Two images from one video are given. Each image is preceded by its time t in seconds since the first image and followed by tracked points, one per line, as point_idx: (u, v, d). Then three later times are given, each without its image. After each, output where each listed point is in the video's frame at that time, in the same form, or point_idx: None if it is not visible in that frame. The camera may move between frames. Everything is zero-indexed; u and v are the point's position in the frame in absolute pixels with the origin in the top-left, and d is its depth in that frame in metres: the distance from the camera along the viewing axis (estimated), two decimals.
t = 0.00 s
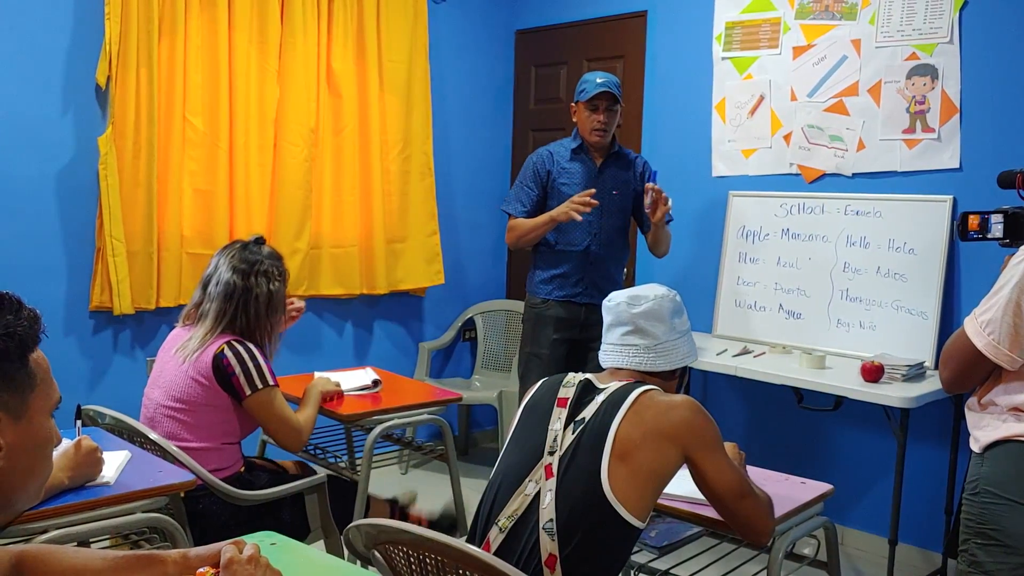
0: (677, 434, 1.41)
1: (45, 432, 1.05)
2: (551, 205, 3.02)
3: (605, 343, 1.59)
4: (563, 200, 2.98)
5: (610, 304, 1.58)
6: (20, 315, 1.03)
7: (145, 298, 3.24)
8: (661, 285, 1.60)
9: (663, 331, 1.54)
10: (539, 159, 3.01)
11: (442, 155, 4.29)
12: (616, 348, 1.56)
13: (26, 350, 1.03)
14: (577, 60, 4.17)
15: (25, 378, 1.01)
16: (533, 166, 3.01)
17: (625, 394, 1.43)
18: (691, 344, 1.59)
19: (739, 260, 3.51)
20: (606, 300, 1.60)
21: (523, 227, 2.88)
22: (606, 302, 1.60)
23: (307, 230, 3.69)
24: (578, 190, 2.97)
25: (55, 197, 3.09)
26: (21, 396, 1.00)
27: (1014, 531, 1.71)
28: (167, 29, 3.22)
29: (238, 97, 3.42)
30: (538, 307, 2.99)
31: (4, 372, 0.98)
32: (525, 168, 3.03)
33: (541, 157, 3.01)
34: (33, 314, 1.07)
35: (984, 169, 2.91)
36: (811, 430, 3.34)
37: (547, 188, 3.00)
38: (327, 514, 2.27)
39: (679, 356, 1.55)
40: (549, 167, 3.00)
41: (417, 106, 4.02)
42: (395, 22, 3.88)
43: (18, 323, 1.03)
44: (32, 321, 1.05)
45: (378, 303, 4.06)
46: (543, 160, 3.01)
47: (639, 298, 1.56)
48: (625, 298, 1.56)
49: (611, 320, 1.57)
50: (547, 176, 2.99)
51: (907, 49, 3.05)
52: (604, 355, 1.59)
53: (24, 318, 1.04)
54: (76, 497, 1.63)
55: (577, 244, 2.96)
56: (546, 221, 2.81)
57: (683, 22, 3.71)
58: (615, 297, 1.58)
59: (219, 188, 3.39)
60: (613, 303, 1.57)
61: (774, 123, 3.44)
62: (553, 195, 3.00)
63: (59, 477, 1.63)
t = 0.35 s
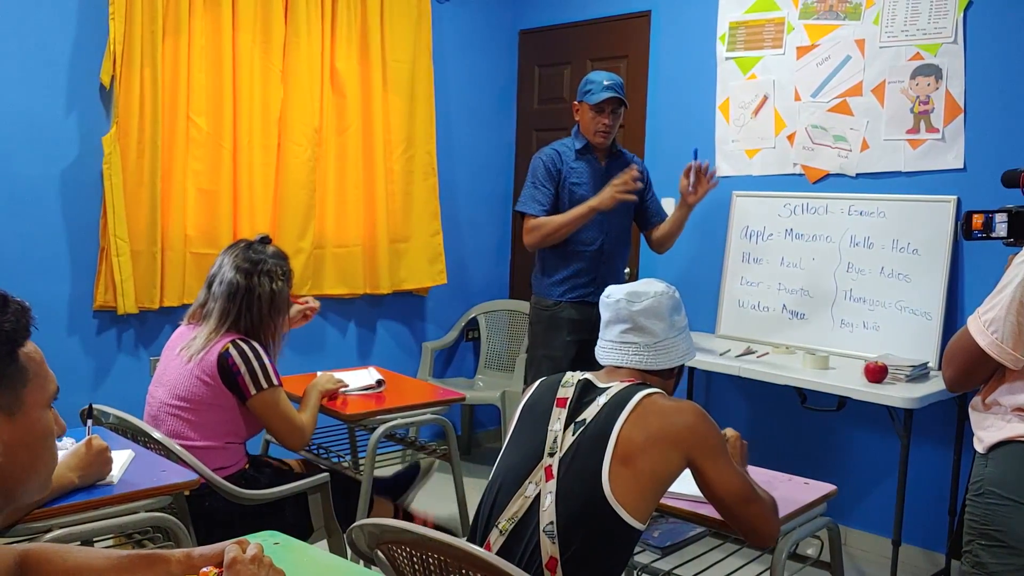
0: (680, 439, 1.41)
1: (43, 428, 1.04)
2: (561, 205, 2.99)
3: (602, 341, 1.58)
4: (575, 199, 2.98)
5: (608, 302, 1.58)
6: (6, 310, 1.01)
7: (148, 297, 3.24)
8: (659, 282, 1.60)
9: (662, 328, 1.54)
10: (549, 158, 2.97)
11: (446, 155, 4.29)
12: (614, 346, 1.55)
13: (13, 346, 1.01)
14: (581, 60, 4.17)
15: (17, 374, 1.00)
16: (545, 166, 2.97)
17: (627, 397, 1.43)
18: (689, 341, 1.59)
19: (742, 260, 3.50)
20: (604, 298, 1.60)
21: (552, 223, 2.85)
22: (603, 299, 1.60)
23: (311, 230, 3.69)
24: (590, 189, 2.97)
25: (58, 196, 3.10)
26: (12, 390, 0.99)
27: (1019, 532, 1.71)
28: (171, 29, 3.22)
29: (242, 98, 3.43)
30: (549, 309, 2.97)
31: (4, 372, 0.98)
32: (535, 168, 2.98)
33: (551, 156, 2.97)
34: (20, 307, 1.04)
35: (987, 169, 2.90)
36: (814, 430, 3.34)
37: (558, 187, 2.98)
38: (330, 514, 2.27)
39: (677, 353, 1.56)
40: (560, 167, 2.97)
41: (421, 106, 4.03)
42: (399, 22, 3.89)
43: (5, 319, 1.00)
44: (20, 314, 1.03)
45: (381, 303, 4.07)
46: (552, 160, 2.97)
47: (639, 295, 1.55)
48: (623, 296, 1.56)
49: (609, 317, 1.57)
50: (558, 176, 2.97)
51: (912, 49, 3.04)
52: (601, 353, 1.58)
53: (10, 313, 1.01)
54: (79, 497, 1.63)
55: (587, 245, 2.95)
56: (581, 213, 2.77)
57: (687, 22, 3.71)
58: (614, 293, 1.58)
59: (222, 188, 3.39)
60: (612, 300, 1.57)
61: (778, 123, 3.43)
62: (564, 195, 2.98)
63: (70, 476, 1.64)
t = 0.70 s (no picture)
0: (678, 442, 1.42)
1: (39, 426, 1.04)
2: (569, 208, 2.99)
3: (592, 340, 1.58)
4: (585, 202, 2.97)
5: (595, 299, 1.58)
6: None
7: (149, 298, 3.24)
8: (647, 277, 1.60)
9: (651, 324, 1.54)
10: (560, 161, 2.94)
11: (447, 155, 4.28)
12: (604, 345, 1.55)
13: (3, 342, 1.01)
14: (582, 61, 4.17)
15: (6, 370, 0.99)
16: (556, 168, 2.94)
17: (626, 399, 1.43)
18: (677, 335, 1.60)
19: (743, 261, 3.50)
20: (590, 295, 1.60)
21: (563, 236, 2.89)
22: (590, 297, 1.60)
23: (312, 230, 3.68)
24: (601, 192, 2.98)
25: (60, 197, 3.10)
26: (4, 388, 0.98)
27: (1021, 532, 1.71)
28: (172, 29, 3.22)
29: (242, 99, 3.43)
30: (557, 305, 2.97)
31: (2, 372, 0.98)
32: (546, 170, 2.95)
33: (562, 158, 2.94)
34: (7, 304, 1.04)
35: (989, 169, 2.90)
36: (815, 431, 3.34)
37: (569, 190, 2.97)
38: (331, 515, 2.26)
39: (668, 349, 1.56)
40: (572, 169, 2.96)
41: (421, 106, 4.03)
42: (400, 23, 3.89)
43: None
44: (9, 311, 1.03)
45: (382, 303, 4.07)
46: (563, 161, 2.95)
47: (627, 291, 1.55)
48: (611, 293, 1.56)
49: (597, 315, 1.57)
50: (570, 178, 2.96)
51: (913, 49, 3.04)
52: (591, 352, 1.58)
53: None
54: (82, 497, 1.63)
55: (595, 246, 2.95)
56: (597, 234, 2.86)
57: (688, 22, 3.70)
58: (601, 290, 1.58)
59: (223, 188, 3.39)
60: (599, 298, 1.57)
61: (779, 123, 3.43)
62: (574, 198, 2.98)
63: (75, 477, 1.63)
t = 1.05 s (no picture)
0: (679, 444, 1.42)
1: (41, 430, 1.04)
2: (565, 209, 3.00)
3: (584, 344, 1.59)
4: (582, 204, 2.97)
5: (585, 302, 1.57)
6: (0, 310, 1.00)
7: (149, 300, 3.24)
8: (634, 278, 1.60)
9: (642, 324, 1.55)
10: (557, 164, 2.96)
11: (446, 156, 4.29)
12: (597, 347, 1.56)
13: (10, 349, 1.01)
14: (582, 62, 4.17)
15: (12, 375, 1.00)
16: (552, 170, 2.97)
17: (626, 402, 1.43)
18: (668, 334, 1.60)
19: (743, 262, 3.50)
20: (580, 298, 1.60)
21: (552, 236, 2.89)
22: (580, 299, 1.60)
23: (312, 232, 3.68)
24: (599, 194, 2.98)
25: (59, 199, 3.10)
26: (5, 391, 0.99)
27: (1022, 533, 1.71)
28: (171, 31, 3.22)
29: (242, 101, 3.44)
30: (558, 306, 2.97)
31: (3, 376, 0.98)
32: (542, 172, 2.98)
33: (558, 160, 2.97)
34: (15, 308, 1.04)
35: (989, 170, 2.90)
36: (815, 432, 3.34)
37: (565, 192, 2.98)
38: (331, 517, 2.26)
39: (659, 348, 1.57)
40: (569, 171, 2.97)
41: (421, 107, 4.03)
42: (399, 24, 3.89)
43: None
44: (14, 316, 1.02)
45: (382, 305, 4.07)
46: (560, 164, 2.97)
47: (617, 293, 1.55)
48: (601, 295, 1.56)
49: (588, 319, 1.57)
50: (567, 181, 2.97)
51: (912, 50, 3.04)
52: (583, 355, 1.58)
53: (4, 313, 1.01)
54: (82, 500, 1.63)
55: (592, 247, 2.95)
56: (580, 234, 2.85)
57: (687, 24, 3.71)
58: (590, 293, 1.58)
59: (223, 190, 3.40)
60: (589, 301, 1.57)
61: (778, 125, 3.43)
62: (570, 200, 2.99)
63: (73, 479, 1.63)
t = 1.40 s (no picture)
0: (681, 444, 1.41)
1: (40, 434, 1.04)
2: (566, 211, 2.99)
3: (588, 346, 1.59)
4: (584, 206, 2.96)
5: (590, 306, 1.58)
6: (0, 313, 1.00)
7: (148, 302, 3.24)
8: (639, 283, 1.61)
9: (647, 328, 1.55)
10: (555, 168, 2.96)
11: (445, 157, 4.29)
12: (600, 349, 1.56)
13: (10, 352, 1.01)
14: (580, 64, 4.17)
15: (13, 378, 1.00)
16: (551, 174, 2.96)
17: (627, 404, 1.43)
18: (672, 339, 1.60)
19: (742, 263, 3.50)
20: (585, 302, 1.60)
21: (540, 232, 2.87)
22: (585, 303, 1.60)
23: (311, 233, 3.68)
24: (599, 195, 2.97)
25: (58, 201, 3.10)
26: (4, 394, 0.98)
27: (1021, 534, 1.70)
28: (171, 33, 3.22)
29: (241, 103, 3.44)
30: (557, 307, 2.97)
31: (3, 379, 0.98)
32: (540, 179, 2.97)
33: (556, 165, 2.96)
34: (15, 311, 1.04)
35: (988, 170, 2.90)
36: (815, 432, 3.34)
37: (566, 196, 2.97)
38: (330, 518, 2.26)
39: (664, 352, 1.57)
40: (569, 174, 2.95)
41: (420, 109, 4.03)
42: (398, 25, 3.89)
43: None
44: (14, 319, 1.02)
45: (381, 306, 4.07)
46: (558, 168, 2.96)
47: (622, 296, 1.56)
48: (606, 299, 1.56)
49: (593, 321, 1.57)
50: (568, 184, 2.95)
51: (911, 51, 3.04)
52: (587, 358, 1.58)
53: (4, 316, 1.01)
54: (83, 501, 1.63)
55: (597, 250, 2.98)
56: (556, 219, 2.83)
57: (686, 25, 3.71)
58: (595, 297, 1.58)
59: (222, 192, 3.40)
60: (594, 304, 1.57)
61: (777, 125, 3.43)
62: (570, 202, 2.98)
63: (73, 481, 1.63)
